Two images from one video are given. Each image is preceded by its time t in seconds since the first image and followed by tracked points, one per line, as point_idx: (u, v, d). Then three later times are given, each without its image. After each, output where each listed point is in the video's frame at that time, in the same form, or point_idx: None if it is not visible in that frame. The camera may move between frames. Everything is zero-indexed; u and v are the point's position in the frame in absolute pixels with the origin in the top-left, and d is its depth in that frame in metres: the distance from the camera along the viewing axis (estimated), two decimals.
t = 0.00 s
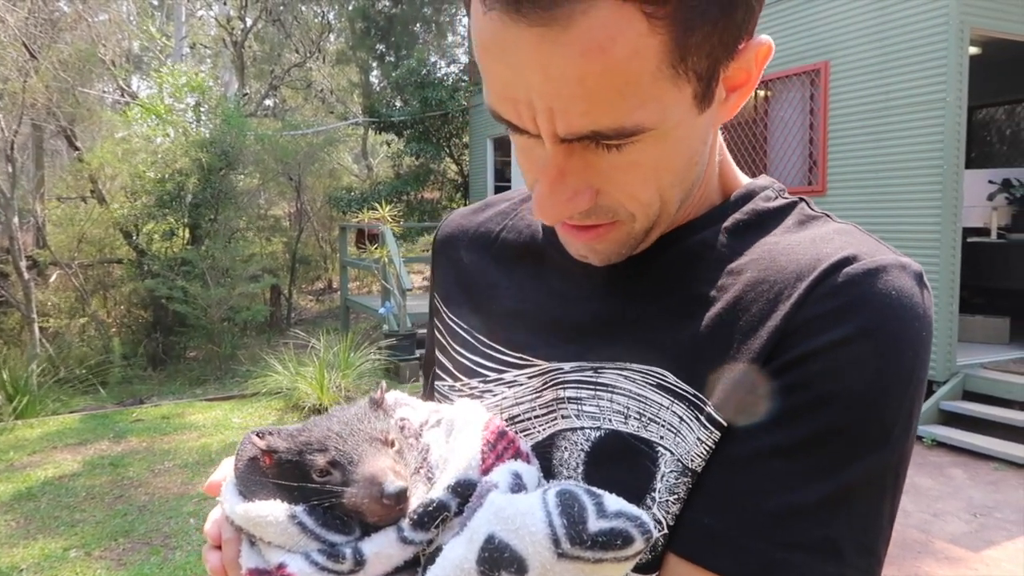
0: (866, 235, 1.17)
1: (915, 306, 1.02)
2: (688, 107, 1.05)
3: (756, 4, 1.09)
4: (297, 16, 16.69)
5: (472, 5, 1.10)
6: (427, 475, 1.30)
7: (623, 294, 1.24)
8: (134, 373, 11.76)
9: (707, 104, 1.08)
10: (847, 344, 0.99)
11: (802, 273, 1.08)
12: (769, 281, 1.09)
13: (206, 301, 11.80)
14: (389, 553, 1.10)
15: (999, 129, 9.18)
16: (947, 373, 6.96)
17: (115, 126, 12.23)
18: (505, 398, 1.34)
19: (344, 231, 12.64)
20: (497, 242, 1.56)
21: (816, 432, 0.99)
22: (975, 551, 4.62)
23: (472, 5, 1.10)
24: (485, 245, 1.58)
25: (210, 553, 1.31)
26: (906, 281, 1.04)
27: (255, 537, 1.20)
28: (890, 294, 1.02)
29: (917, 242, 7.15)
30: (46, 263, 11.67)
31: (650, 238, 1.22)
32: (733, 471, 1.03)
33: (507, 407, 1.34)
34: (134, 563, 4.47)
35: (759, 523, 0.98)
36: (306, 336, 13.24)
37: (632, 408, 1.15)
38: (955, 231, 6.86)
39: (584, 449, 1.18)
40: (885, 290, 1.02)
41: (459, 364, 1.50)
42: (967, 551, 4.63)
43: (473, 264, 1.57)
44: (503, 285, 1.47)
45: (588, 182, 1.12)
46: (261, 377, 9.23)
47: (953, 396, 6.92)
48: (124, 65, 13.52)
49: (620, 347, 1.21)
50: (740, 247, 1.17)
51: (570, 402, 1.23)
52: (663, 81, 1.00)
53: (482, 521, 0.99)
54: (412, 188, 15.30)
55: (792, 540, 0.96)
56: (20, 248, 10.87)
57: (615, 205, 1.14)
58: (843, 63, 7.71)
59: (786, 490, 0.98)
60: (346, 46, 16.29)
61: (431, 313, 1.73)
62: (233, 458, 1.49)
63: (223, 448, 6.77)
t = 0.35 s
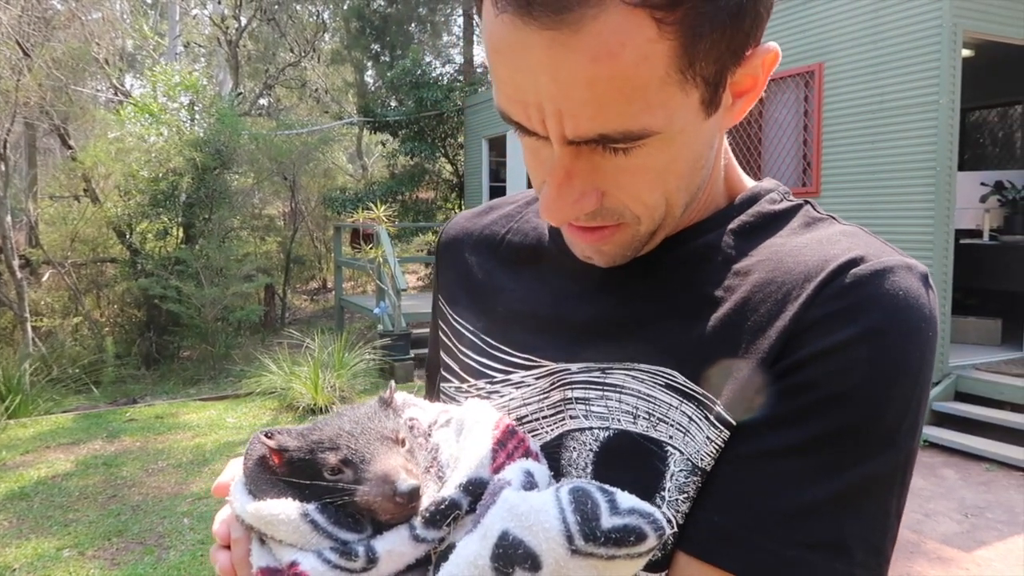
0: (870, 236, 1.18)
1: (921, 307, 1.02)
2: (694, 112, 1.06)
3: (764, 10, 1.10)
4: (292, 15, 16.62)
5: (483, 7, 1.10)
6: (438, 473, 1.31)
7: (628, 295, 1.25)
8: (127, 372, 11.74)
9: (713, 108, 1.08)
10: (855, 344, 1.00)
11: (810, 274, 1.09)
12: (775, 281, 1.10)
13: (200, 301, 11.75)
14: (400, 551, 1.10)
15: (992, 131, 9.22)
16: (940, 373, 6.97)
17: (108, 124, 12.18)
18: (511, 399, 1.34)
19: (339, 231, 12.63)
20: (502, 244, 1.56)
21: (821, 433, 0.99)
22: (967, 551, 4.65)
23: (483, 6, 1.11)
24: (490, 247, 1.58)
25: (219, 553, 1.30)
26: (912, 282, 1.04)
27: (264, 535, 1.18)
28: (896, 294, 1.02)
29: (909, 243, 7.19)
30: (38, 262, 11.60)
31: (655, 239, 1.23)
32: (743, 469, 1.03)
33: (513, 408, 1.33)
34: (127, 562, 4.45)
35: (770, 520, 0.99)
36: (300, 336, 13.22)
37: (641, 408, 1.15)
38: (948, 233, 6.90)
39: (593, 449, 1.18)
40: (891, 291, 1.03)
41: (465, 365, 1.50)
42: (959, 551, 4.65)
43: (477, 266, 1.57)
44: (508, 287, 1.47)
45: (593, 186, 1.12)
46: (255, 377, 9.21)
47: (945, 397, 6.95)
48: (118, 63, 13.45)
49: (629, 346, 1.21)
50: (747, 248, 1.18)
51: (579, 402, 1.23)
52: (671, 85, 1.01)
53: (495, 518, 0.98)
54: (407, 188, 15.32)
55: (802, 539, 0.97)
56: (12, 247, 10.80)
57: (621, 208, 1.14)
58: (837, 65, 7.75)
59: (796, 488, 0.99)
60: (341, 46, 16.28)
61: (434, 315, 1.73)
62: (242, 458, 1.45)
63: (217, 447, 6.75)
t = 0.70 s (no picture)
0: (872, 234, 1.18)
1: (922, 305, 1.02)
2: (692, 111, 1.05)
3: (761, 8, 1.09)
4: (288, 16, 16.59)
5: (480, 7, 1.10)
6: (439, 470, 1.23)
7: (629, 294, 1.24)
8: (124, 374, 11.71)
9: (711, 107, 1.08)
10: (854, 342, 1.00)
11: (811, 271, 1.08)
12: (777, 279, 1.09)
13: (196, 302, 11.71)
14: (401, 546, 1.09)
15: (988, 131, 9.24)
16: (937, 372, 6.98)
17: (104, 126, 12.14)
18: (512, 399, 1.33)
19: (335, 232, 12.61)
20: (503, 244, 1.56)
21: (823, 431, 0.99)
22: (964, 550, 4.66)
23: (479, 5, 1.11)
24: (491, 248, 1.58)
25: (222, 553, 1.30)
26: (912, 280, 1.04)
27: (265, 537, 1.19)
28: (896, 291, 1.02)
29: (905, 242, 7.19)
30: (34, 264, 11.54)
31: (654, 237, 1.22)
32: (746, 467, 1.02)
33: (515, 407, 1.32)
34: (124, 565, 4.43)
35: (772, 518, 0.98)
36: (297, 337, 13.19)
37: (643, 407, 1.14)
38: (944, 232, 6.91)
39: (595, 448, 1.17)
40: (891, 288, 1.02)
41: (466, 365, 1.49)
42: (957, 550, 4.66)
43: (479, 266, 1.57)
44: (509, 286, 1.47)
45: (592, 185, 1.11)
46: (252, 378, 9.17)
47: (942, 396, 6.96)
48: (114, 64, 13.43)
49: (630, 346, 1.20)
50: (747, 245, 1.18)
51: (580, 401, 1.22)
52: (668, 83, 1.00)
53: (497, 516, 0.97)
54: (404, 189, 15.31)
55: (804, 535, 0.96)
56: (7, 249, 10.76)
57: (619, 207, 1.14)
58: (832, 65, 7.77)
59: (797, 486, 0.98)
60: (336, 46, 16.24)
61: (435, 316, 1.72)
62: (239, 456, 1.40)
63: (214, 449, 6.73)
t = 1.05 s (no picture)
0: (867, 235, 1.18)
1: (918, 306, 1.02)
2: (683, 108, 1.05)
3: (751, 6, 1.10)
4: (285, 16, 16.58)
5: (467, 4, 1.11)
6: (427, 471, 1.22)
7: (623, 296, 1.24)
8: (121, 374, 11.69)
9: (703, 105, 1.08)
10: (849, 342, 0.99)
11: (805, 273, 1.08)
12: (770, 281, 1.10)
13: (194, 303, 11.69)
14: (389, 550, 1.08)
15: (985, 130, 9.27)
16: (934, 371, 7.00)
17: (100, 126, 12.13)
18: (505, 402, 1.33)
19: (333, 232, 12.61)
20: (497, 244, 1.56)
21: (818, 434, 0.99)
22: (962, 549, 4.67)
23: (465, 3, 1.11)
24: (484, 248, 1.58)
25: (210, 558, 1.30)
26: (908, 281, 1.04)
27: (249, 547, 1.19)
28: (893, 291, 1.02)
29: (902, 241, 7.20)
30: (31, 264, 11.49)
31: (646, 237, 1.22)
32: (739, 470, 1.02)
33: (508, 410, 1.32)
34: (121, 566, 4.43)
35: (766, 523, 0.98)
36: (294, 337, 13.19)
37: (635, 410, 1.14)
38: (941, 231, 6.92)
39: (586, 452, 1.17)
40: (888, 289, 1.02)
41: (460, 369, 1.49)
42: (954, 549, 4.67)
43: (473, 267, 1.57)
44: (502, 287, 1.47)
45: (582, 184, 1.12)
46: (249, 379, 9.16)
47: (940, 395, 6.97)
48: (111, 64, 13.43)
49: (624, 348, 1.20)
50: (741, 246, 1.18)
51: (572, 404, 1.23)
52: (658, 80, 1.00)
53: (486, 522, 0.99)
54: (401, 189, 15.33)
55: (799, 541, 0.96)
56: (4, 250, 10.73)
57: (612, 206, 1.14)
58: (828, 64, 7.79)
59: (791, 490, 0.98)
60: (334, 46, 16.25)
61: (429, 317, 1.72)
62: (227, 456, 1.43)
63: (211, 449, 6.73)
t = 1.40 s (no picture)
0: (846, 236, 1.18)
1: (900, 308, 1.02)
2: (661, 107, 1.06)
3: (729, 5, 1.10)
4: (282, 17, 16.61)
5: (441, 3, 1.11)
6: (404, 478, 1.23)
7: (606, 301, 1.24)
8: (117, 376, 11.68)
9: (681, 104, 1.08)
10: (828, 344, 0.99)
11: (785, 276, 1.08)
12: (751, 285, 1.10)
13: (190, 304, 11.69)
14: (363, 561, 1.08)
15: (980, 129, 9.30)
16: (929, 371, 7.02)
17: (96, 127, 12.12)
18: (486, 406, 1.34)
19: (329, 233, 12.62)
20: (480, 246, 1.56)
21: (799, 439, 0.99)
22: (957, 548, 4.68)
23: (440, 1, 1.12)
24: (466, 250, 1.58)
25: (184, 567, 1.30)
26: (890, 283, 1.04)
27: (222, 556, 1.18)
28: (873, 292, 1.02)
29: (897, 240, 7.21)
30: (27, 266, 11.46)
31: (626, 239, 1.22)
32: (719, 475, 1.03)
33: (489, 415, 1.33)
34: (116, 568, 4.44)
35: (743, 531, 0.98)
36: (291, 338, 13.20)
37: (615, 415, 1.15)
38: (936, 230, 6.94)
39: (567, 457, 1.18)
40: (868, 292, 1.02)
41: (443, 372, 1.49)
42: (950, 549, 4.68)
43: (456, 269, 1.57)
44: (486, 290, 1.47)
45: (560, 186, 1.12)
46: (245, 380, 9.16)
47: (935, 395, 6.98)
48: (107, 65, 13.44)
49: (607, 352, 1.21)
50: (721, 248, 1.18)
51: (553, 409, 1.23)
52: (633, 80, 1.00)
53: (460, 531, 0.98)
54: (398, 189, 15.37)
55: (780, 549, 0.96)
56: None
57: (589, 207, 1.15)
58: (823, 64, 7.82)
59: (771, 496, 0.99)
60: (330, 47, 16.29)
61: (412, 319, 1.72)
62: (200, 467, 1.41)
63: (207, 451, 6.72)
